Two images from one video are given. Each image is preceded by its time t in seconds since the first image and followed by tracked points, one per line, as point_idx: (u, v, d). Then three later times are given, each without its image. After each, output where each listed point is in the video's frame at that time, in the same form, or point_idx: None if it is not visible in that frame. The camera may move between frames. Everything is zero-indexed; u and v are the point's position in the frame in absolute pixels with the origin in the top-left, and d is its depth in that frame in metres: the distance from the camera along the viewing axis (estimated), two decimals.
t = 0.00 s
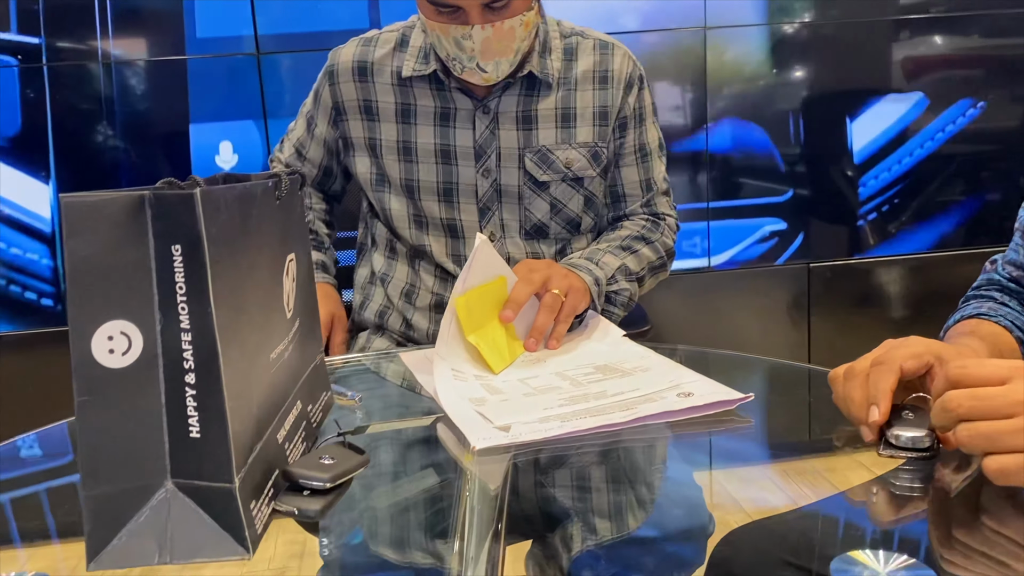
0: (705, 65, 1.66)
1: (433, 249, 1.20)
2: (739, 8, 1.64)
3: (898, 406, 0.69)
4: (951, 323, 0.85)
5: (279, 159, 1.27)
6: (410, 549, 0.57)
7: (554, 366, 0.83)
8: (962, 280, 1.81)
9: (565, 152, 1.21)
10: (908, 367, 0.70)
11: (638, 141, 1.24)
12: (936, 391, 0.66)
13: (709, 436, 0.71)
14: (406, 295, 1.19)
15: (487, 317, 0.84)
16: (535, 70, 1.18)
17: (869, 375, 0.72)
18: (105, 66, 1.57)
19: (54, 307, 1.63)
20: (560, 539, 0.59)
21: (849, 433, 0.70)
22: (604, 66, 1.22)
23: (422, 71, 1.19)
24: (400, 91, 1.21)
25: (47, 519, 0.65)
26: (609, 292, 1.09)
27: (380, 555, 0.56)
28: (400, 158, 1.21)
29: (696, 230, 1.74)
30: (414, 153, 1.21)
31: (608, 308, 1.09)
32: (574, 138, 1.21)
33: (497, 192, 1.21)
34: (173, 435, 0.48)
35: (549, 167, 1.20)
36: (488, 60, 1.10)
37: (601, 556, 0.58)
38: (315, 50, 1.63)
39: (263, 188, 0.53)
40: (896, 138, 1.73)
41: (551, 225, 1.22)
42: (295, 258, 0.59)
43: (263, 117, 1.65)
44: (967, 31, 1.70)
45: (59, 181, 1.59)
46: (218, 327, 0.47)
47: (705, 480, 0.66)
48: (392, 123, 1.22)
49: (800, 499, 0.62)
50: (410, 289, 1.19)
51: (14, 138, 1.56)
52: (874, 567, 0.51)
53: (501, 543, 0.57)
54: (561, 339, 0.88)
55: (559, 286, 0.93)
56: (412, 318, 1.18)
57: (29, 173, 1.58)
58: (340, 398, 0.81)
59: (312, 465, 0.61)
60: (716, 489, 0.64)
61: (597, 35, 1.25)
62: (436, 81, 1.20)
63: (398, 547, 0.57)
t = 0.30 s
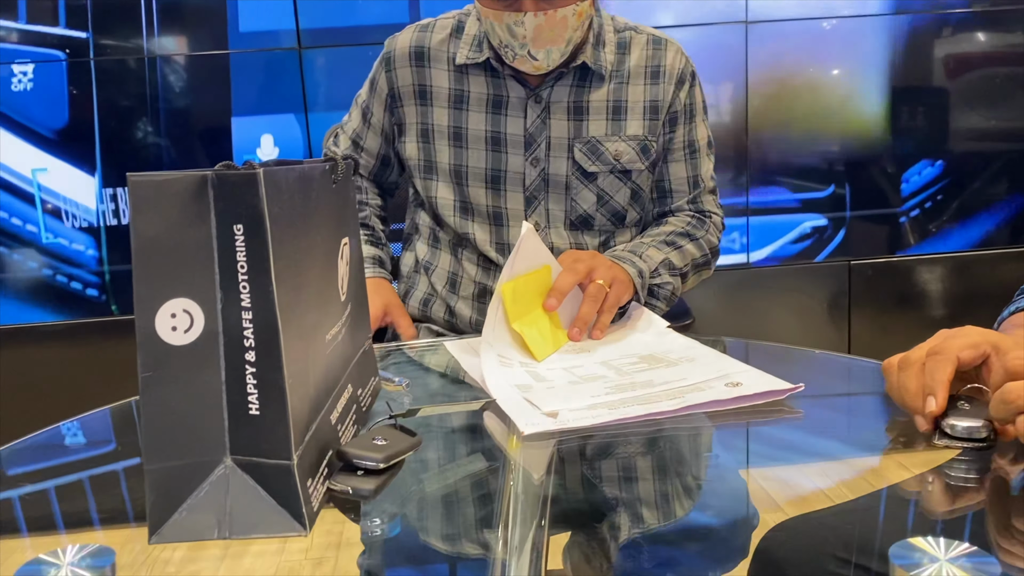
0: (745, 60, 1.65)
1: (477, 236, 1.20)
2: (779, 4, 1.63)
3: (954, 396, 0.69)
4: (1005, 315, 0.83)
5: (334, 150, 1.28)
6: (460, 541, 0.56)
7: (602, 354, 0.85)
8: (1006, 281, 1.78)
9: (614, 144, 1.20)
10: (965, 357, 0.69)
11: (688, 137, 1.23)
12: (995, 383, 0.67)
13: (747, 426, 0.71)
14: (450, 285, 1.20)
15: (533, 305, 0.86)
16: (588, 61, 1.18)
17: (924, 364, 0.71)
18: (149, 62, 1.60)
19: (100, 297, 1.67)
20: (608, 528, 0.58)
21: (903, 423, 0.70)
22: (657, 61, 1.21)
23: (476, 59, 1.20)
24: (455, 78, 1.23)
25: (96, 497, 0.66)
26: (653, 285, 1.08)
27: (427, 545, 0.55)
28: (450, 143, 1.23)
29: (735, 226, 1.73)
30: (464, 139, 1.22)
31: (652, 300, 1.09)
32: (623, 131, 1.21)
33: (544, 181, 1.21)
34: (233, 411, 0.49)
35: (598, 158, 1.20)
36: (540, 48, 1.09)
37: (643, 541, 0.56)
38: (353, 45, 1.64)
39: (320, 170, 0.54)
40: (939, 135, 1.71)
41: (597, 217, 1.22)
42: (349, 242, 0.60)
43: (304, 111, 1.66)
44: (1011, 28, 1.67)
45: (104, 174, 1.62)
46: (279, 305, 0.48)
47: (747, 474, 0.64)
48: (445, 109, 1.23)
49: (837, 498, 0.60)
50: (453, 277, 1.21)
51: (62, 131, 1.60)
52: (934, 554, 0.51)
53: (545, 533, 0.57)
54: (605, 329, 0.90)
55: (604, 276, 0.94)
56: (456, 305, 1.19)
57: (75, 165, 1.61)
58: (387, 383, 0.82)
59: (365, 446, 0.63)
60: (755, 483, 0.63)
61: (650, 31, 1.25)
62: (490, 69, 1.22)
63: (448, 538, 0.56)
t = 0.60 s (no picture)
0: (808, 58, 1.63)
1: (540, 228, 1.21)
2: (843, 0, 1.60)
3: None
4: None
5: (394, 130, 1.32)
6: (522, 538, 0.59)
7: (682, 354, 0.84)
8: None
9: (680, 139, 1.20)
10: None
11: (757, 135, 1.21)
12: None
13: (805, 437, 0.70)
14: (510, 279, 1.22)
15: (611, 305, 0.87)
16: (657, 57, 1.18)
17: (1005, 368, 0.72)
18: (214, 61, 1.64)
19: (167, 289, 1.73)
20: (669, 529, 0.62)
21: (982, 426, 0.72)
22: (726, 57, 1.20)
23: (544, 54, 1.21)
24: (522, 72, 1.24)
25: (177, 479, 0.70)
26: (728, 284, 1.06)
27: (491, 543, 0.59)
28: (515, 136, 1.24)
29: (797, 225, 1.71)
30: (530, 132, 1.23)
31: (729, 301, 1.06)
32: (690, 126, 1.20)
33: (609, 175, 1.22)
34: (316, 401, 0.51)
35: (663, 153, 1.20)
36: (609, 42, 1.09)
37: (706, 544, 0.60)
38: (411, 44, 1.67)
39: (401, 168, 0.55)
40: (1006, 136, 1.66)
41: (660, 212, 1.22)
42: (424, 238, 0.61)
43: (366, 109, 1.70)
44: None
45: (171, 170, 1.68)
46: (362, 299, 0.49)
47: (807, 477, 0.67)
48: (511, 102, 1.24)
49: (898, 506, 0.65)
50: (513, 273, 1.22)
51: (133, 129, 1.66)
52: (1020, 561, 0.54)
53: (609, 534, 0.60)
54: (695, 327, 0.89)
55: (686, 273, 0.93)
56: (513, 301, 1.21)
57: (146, 161, 1.68)
58: (456, 378, 0.84)
59: (439, 439, 0.64)
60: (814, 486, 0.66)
61: (719, 27, 1.24)
62: (558, 64, 1.22)
63: (511, 534, 0.60)
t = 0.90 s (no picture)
0: (915, 55, 1.56)
1: (638, 227, 1.22)
2: None
3: None
4: None
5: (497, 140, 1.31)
6: (621, 536, 0.64)
7: (788, 357, 0.82)
8: None
9: (787, 136, 1.18)
10: None
11: (867, 131, 1.17)
12: None
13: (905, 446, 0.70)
14: (608, 279, 1.22)
15: (712, 309, 0.87)
16: (764, 52, 1.16)
17: None
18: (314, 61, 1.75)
19: (269, 279, 1.87)
20: (770, 532, 0.66)
21: None
22: (835, 53, 1.17)
23: (647, 52, 1.21)
24: (626, 69, 1.24)
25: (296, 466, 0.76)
26: (835, 285, 1.03)
27: (592, 542, 0.65)
28: (617, 133, 1.25)
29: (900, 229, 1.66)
30: (632, 129, 1.24)
31: (834, 302, 1.03)
32: (796, 123, 1.18)
33: (711, 172, 1.21)
34: (432, 392, 0.53)
35: (769, 150, 1.18)
36: (715, 39, 1.09)
37: (810, 552, 0.65)
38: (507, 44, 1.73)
39: (513, 167, 0.56)
40: None
41: (764, 210, 1.20)
42: (531, 234, 0.64)
43: (464, 106, 1.78)
44: None
45: (275, 166, 1.82)
46: (478, 292, 0.51)
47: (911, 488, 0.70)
48: (614, 99, 1.25)
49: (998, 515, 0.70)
50: (611, 271, 1.22)
51: (241, 126, 1.80)
52: None
53: (707, 538, 0.62)
54: (801, 330, 0.88)
55: (789, 276, 0.92)
56: (610, 300, 1.21)
57: (252, 158, 1.82)
58: (557, 372, 0.86)
59: (546, 431, 0.65)
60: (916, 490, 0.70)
61: (829, 23, 1.20)
62: (662, 62, 1.22)
63: (610, 533, 0.65)
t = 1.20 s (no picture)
0: None
1: (777, 227, 1.20)
2: None
3: None
4: None
5: (632, 125, 1.32)
6: (758, 543, 0.68)
7: (934, 367, 0.80)
8: None
9: (939, 137, 1.13)
10: None
11: None
12: None
13: None
14: (743, 280, 1.22)
15: (857, 317, 0.85)
16: (917, 53, 1.11)
17: None
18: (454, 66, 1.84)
19: (412, 275, 1.98)
20: (913, 546, 0.67)
21: None
22: (993, 53, 1.11)
23: (793, 52, 1.18)
24: (770, 69, 1.21)
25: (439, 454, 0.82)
26: (988, 294, 0.99)
27: (730, 549, 0.70)
28: (759, 132, 1.23)
29: None
30: (775, 129, 1.22)
31: (987, 313, 0.99)
32: (950, 124, 1.13)
33: (856, 173, 1.18)
34: (573, 391, 0.56)
35: (919, 151, 1.14)
36: (863, 38, 1.10)
37: (954, 565, 0.65)
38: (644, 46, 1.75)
39: (654, 180, 0.59)
40: None
41: (911, 212, 1.16)
42: (668, 242, 0.66)
43: (601, 108, 1.81)
44: None
45: (418, 167, 1.92)
46: (618, 300, 0.54)
47: None
48: (757, 98, 1.23)
49: None
50: (748, 274, 1.22)
51: (387, 129, 1.91)
52: None
53: (845, 548, 0.66)
54: (949, 340, 0.85)
55: (939, 284, 0.88)
56: (746, 302, 1.21)
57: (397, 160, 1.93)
58: (692, 376, 0.87)
59: (682, 433, 0.67)
60: None
61: (988, 21, 1.13)
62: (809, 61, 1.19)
63: (747, 539, 0.69)
